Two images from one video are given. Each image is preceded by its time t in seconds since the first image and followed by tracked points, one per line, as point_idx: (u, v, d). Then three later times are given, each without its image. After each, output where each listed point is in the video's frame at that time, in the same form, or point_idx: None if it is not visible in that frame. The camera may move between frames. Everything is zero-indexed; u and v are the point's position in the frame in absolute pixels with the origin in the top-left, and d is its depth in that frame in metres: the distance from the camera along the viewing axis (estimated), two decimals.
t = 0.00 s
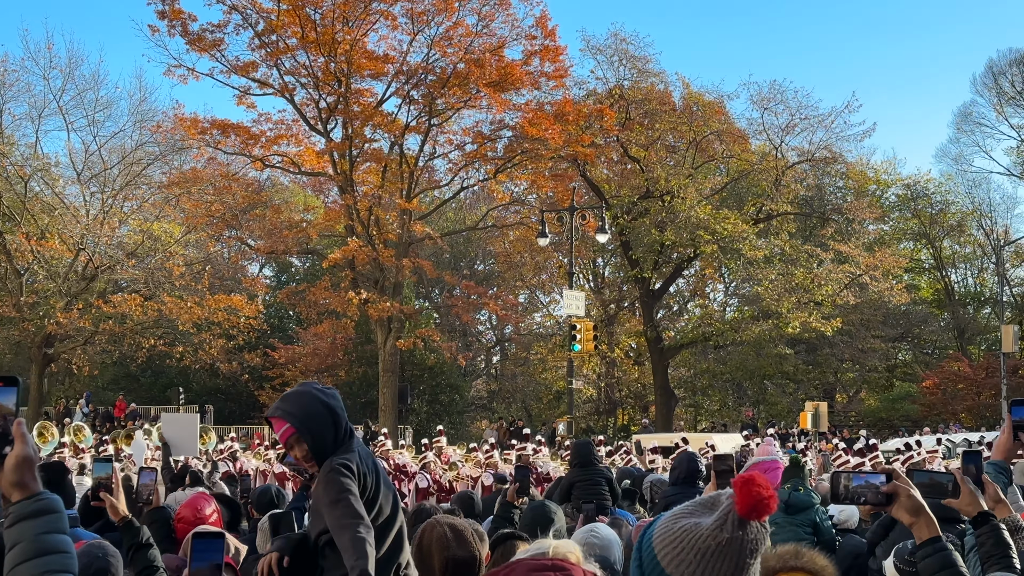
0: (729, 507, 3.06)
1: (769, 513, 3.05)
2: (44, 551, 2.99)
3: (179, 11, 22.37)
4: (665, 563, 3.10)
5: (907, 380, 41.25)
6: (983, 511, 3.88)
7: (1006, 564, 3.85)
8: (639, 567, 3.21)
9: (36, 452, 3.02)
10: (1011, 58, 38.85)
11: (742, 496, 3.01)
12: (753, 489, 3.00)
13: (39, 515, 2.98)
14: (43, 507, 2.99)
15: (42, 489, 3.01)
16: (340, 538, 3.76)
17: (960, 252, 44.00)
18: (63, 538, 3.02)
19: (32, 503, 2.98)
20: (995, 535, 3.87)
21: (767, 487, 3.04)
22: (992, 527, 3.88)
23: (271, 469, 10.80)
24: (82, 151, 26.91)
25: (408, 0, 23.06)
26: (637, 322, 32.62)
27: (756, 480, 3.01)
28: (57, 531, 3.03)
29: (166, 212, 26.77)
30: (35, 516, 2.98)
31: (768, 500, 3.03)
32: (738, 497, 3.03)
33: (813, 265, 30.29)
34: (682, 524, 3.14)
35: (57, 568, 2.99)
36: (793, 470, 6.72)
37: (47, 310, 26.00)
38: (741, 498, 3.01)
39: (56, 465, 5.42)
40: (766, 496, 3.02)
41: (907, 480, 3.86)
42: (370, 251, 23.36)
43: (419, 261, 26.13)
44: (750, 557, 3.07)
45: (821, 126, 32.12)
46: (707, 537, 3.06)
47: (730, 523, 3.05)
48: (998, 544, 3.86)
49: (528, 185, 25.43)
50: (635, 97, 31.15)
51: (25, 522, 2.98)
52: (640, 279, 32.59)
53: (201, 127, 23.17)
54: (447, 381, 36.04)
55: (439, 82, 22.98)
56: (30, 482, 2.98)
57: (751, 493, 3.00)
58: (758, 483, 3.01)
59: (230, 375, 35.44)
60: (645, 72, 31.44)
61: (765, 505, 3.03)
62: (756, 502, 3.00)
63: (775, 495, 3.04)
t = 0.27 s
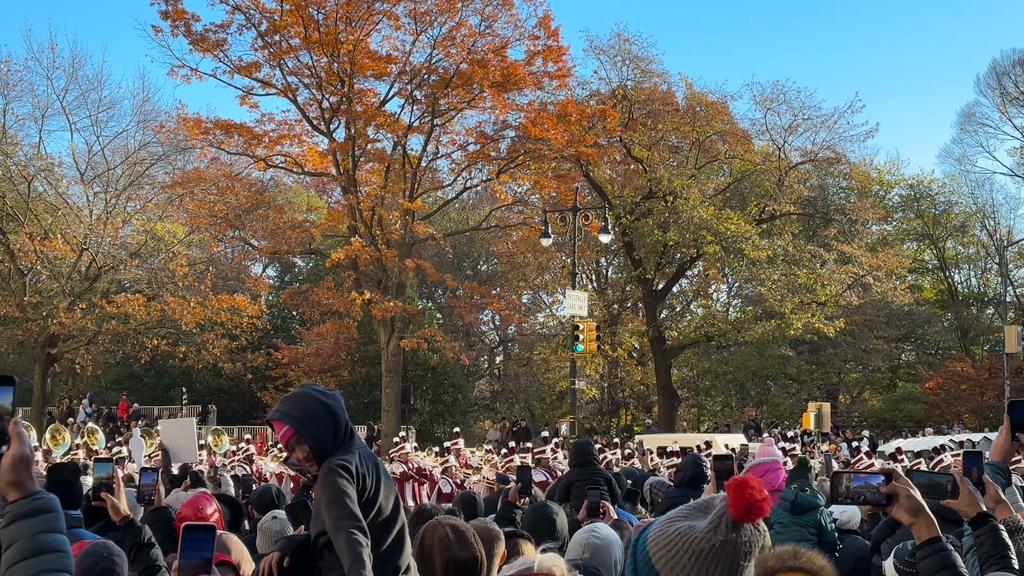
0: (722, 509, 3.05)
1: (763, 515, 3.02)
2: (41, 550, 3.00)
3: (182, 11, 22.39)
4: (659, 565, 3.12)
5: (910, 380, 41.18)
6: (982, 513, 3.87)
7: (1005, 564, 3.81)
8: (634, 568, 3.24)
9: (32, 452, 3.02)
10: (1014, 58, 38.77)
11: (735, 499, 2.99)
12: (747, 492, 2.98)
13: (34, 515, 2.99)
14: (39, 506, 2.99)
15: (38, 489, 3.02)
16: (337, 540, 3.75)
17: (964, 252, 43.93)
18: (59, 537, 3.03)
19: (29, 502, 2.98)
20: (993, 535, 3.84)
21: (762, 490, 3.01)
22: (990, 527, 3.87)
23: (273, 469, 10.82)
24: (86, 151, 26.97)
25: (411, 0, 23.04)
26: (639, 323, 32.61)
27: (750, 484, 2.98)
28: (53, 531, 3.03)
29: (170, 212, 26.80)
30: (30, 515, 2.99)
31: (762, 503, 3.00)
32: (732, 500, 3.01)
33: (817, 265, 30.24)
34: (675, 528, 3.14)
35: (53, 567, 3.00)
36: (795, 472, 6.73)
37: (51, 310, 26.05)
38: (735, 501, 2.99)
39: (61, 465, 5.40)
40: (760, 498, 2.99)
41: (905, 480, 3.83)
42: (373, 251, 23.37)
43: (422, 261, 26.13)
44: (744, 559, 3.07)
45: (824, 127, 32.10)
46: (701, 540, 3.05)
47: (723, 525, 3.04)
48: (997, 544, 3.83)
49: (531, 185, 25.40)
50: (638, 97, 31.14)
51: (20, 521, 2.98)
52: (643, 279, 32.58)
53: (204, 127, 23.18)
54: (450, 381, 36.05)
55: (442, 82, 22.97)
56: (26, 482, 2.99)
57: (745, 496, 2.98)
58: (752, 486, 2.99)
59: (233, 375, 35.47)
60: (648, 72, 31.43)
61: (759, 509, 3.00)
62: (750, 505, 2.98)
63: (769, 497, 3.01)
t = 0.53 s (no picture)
0: (727, 515, 3.00)
1: (769, 521, 2.96)
2: (44, 549, 3.01)
3: (188, 11, 22.40)
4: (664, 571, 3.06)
5: (916, 380, 41.07)
6: (985, 514, 3.89)
7: (1009, 565, 3.82)
8: None
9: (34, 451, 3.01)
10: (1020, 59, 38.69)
11: (741, 504, 2.93)
12: (753, 498, 2.91)
13: (36, 514, 2.99)
14: (41, 505, 3.00)
15: (41, 488, 3.02)
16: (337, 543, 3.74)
17: (970, 253, 43.83)
18: (61, 536, 3.04)
19: (31, 501, 2.98)
20: (996, 537, 3.87)
21: (767, 496, 2.94)
22: (993, 529, 3.89)
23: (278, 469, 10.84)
24: (92, 151, 27.01)
25: (416, 1, 23.02)
26: (644, 323, 32.58)
27: (756, 490, 2.92)
28: (55, 530, 3.04)
29: (175, 212, 26.84)
30: (32, 514, 2.99)
31: (768, 508, 2.94)
32: (738, 505, 2.95)
33: (822, 266, 30.20)
34: (681, 534, 3.07)
35: (54, 566, 3.01)
36: (800, 472, 6.72)
37: (57, 310, 26.10)
38: (741, 507, 2.94)
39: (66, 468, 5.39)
40: (766, 504, 2.92)
41: (909, 481, 3.85)
42: (378, 251, 23.39)
43: (427, 261, 26.13)
44: (750, 564, 3.00)
45: (830, 128, 32.04)
46: (708, 546, 2.98)
47: (729, 532, 2.97)
48: (1000, 545, 3.86)
49: (536, 185, 25.40)
50: (644, 98, 31.10)
51: (21, 520, 2.99)
52: (648, 280, 32.55)
53: (210, 127, 23.20)
54: (455, 382, 36.05)
55: (447, 82, 22.96)
56: (28, 482, 2.99)
57: (751, 501, 2.92)
58: (758, 492, 2.93)
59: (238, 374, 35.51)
60: (653, 72, 31.41)
61: (764, 515, 2.94)
62: (756, 510, 2.92)
63: (775, 503, 2.94)
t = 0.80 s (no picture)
0: (721, 511, 2.96)
1: (765, 520, 2.93)
2: (50, 547, 2.99)
3: (195, 11, 22.42)
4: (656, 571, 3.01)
5: (923, 381, 40.91)
6: (992, 515, 3.85)
7: (1016, 566, 3.78)
8: None
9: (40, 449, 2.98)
10: None
11: (738, 501, 2.90)
12: (750, 495, 2.89)
13: (43, 513, 2.97)
14: (47, 504, 2.97)
15: (47, 487, 2.99)
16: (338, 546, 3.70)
17: (977, 253, 43.69)
18: (67, 535, 3.02)
19: (37, 500, 2.96)
20: (1004, 537, 3.82)
21: (762, 493, 2.91)
22: (1001, 529, 3.85)
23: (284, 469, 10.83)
24: (98, 151, 27.05)
25: (423, 1, 23.02)
26: (651, 324, 32.52)
27: (753, 487, 2.90)
28: (61, 528, 3.02)
29: (182, 212, 26.87)
30: (38, 513, 2.97)
31: (763, 505, 2.91)
32: (734, 503, 2.92)
33: (828, 266, 30.13)
34: (675, 533, 3.03)
35: (61, 565, 3.00)
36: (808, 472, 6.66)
37: (63, 310, 26.14)
38: (737, 504, 2.91)
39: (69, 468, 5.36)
40: (762, 502, 2.90)
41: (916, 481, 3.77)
42: (385, 252, 23.39)
43: (434, 261, 26.11)
44: (745, 564, 2.96)
45: (836, 128, 31.97)
46: (702, 545, 2.94)
47: (724, 529, 2.94)
48: (1008, 546, 3.81)
49: (542, 185, 25.37)
50: (650, 98, 31.07)
51: (27, 519, 2.96)
52: (654, 280, 32.50)
53: (216, 127, 23.23)
54: (461, 382, 36.04)
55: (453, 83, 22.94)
56: (34, 480, 2.96)
57: (748, 499, 2.89)
58: (755, 489, 2.90)
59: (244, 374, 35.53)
60: (660, 72, 31.37)
61: (760, 511, 2.91)
62: (753, 507, 2.89)
63: (770, 502, 2.92)
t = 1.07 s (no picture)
0: (753, 504, 2.99)
1: (795, 515, 2.96)
2: (61, 547, 2.97)
3: (202, 11, 22.41)
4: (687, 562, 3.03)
5: (930, 381, 40.76)
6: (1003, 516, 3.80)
7: None
8: (661, 567, 3.16)
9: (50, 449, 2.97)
10: None
11: (769, 496, 2.92)
12: (782, 489, 2.91)
13: (53, 511, 2.95)
14: (57, 503, 2.96)
15: (57, 487, 2.98)
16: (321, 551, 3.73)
17: (984, 254, 43.53)
18: (77, 535, 3.00)
19: (47, 499, 2.95)
20: (1013, 538, 3.93)
21: (795, 488, 2.95)
22: (1010, 529, 3.96)
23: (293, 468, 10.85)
24: (105, 151, 27.09)
25: (430, 1, 22.99)
26: (658, 324, 32.47)
27: (786, 482, 2.92)
28: (71, 528, 2.99)
29: (189, 212, 26.89)
30: (48, 513, 2.95)
31: (795, 500, 2.94)
32: (765, 497, 2.94)
33: (835, 266, 30.04)
34: (706, 524, 3.05)
35: (72, 564, 2.96)
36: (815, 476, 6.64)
37: (71, 309, 26.16)
38: (769, 498, 2.93)
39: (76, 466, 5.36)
40: (794, 498, 2.93)
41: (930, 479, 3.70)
42: (391, 251, 23.39)
43: (440, 261, 26.08)
44: (775, 558, 2.99)
45: (843, 127, 31.88)
46: (733, 537, 2.97)
47: (755, 522, 2.96)
48: (1017, 546, 3.91)
49: (548, 186, 25.35)
50: (657, 98, 31.01)
51: (37, 519, 2.95)
52: (661, 280, 32.46)
53: (224, 127, 23.24)
54: (467, 382, 36.01)
55: (460, 82, 22.89)
56: (44, 479, 2.94)
57: (780, 493, 2.91)
58: (787, 484, 2.93)
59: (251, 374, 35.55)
60: (666, 72, 31.33)
61: (790, 506, 2.94)
62: (785, 502, 2.91)
63: (802, 498, 2.95)
